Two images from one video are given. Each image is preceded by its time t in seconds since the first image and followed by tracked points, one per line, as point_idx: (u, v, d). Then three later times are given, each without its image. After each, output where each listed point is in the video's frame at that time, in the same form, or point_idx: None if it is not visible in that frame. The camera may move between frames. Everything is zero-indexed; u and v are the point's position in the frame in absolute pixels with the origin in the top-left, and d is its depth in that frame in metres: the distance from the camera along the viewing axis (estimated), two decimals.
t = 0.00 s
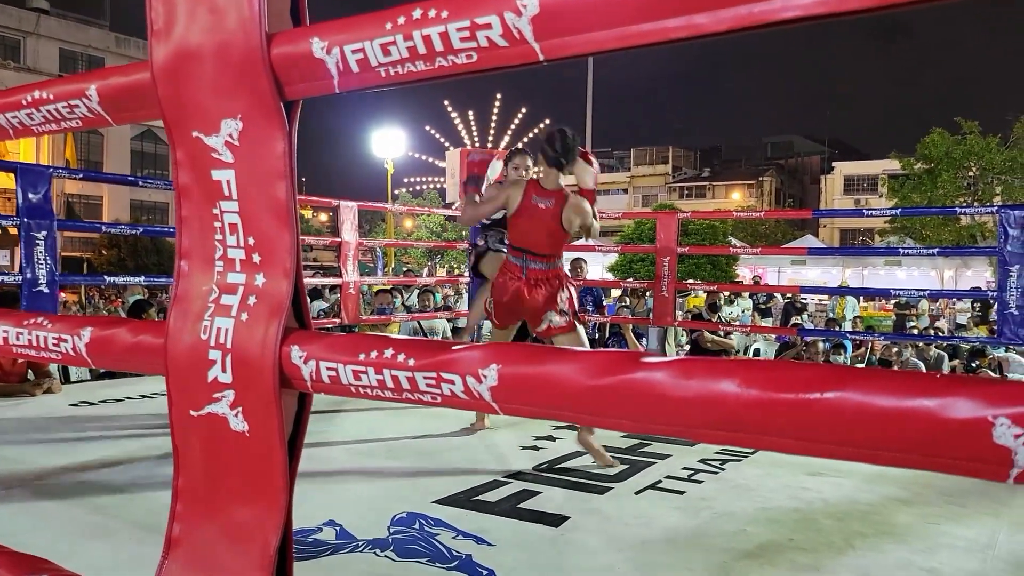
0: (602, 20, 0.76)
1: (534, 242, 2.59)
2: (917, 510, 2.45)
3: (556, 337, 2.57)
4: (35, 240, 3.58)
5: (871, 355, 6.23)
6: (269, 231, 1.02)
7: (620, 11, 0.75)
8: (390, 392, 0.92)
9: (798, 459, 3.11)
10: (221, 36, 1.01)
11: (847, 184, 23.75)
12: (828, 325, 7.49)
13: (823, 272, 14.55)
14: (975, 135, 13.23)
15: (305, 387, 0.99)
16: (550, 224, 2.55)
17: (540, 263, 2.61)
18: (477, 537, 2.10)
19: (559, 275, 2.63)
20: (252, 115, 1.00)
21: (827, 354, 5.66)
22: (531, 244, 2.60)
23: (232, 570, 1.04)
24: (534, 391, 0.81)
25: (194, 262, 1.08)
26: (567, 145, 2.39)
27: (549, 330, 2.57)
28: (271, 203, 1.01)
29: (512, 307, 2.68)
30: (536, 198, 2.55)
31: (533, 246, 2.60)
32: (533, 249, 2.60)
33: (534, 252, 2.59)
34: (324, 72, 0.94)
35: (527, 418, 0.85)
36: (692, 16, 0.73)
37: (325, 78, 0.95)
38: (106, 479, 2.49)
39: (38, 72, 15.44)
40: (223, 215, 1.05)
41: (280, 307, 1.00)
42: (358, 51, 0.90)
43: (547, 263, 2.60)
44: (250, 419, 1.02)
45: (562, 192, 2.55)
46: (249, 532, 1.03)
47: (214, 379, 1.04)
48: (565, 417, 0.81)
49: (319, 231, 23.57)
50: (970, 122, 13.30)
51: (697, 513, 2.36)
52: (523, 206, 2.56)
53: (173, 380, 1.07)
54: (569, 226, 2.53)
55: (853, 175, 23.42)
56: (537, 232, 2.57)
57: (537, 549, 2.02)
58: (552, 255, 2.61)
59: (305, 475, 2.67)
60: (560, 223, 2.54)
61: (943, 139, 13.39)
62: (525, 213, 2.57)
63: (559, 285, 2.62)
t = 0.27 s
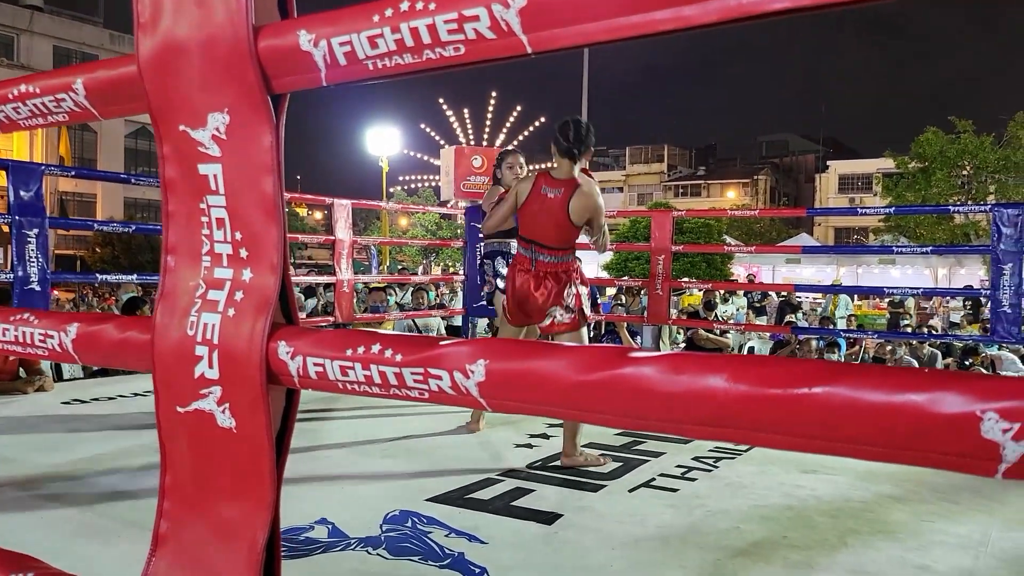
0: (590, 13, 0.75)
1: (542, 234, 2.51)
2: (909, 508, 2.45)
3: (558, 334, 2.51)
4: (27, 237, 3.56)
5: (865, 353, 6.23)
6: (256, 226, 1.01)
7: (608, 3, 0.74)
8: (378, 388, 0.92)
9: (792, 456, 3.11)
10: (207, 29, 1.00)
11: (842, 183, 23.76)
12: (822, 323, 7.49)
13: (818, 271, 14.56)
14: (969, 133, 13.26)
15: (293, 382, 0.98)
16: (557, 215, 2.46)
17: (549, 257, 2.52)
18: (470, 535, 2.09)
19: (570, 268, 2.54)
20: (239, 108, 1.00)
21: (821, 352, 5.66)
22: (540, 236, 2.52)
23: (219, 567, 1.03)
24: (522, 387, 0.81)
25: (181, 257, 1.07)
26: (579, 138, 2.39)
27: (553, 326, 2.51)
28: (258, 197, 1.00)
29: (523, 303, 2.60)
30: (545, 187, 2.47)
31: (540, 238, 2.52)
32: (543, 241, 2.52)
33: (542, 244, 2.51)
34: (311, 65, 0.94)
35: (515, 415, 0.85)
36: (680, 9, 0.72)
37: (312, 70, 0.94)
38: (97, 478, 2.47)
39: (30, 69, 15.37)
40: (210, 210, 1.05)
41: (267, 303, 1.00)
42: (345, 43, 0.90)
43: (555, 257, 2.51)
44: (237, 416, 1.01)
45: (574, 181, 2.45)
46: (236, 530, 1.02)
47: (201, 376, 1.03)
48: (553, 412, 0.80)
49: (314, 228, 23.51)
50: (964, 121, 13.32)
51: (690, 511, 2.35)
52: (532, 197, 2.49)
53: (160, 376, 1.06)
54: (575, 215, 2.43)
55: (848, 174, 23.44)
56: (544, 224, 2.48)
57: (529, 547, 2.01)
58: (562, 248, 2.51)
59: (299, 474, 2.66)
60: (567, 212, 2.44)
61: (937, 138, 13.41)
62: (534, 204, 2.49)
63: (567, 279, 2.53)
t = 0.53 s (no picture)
0: (574, 7, 0.75)
1: (532, 212, 2.58)
2: (902, 505, 2.45)
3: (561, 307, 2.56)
4: (19, 235, 3.54)
5: (861, 351, 6.23)
6: (242, 221, 1.01)
7: None
8: (363, 384, 0.92)
9: (786, 454, 3.11)
10: (193, 23, 1.00)
11: (838, 181, 23.76)
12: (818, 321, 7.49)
13: (814, 269, 14.56)
14: (964, 132, 13.26)
15: (278, 379, 0.97)
16: (545, 188, 2.56)
17: (541, 234, 2.59)
18: (462, 532, 2.09)
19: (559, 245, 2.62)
20: (225, 102, 0.99)
21: (816, 350, 5.66)
22: (530, 216, 2.58)
23: (204, 564, 1.02)
24: (506, 382, 0.81)
25: (167, 252, 1.07)
26: (536, 121, 2.56)
27: (556, 299, 2.55)
28: (244, 192, 1.00)
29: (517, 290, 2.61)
30: (523, 169, 2.58)
31: (531, 216, 2.58)
32: (533, 220, 2.58)
33: (533, 221, 2.57)
34: (296, 59, 0.94)
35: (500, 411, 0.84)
36: (665, 2, 0.71)
37: (298, 65, 0.94)
38: (90, 476, 2.47)
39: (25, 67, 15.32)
40: (196, 205, 1.04)
41: (253, 299, 0.99)
42: (329, 38, 0.89)
43: (549, 232, 2.58)
44: (223, 412, 1.01)
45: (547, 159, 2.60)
46: (222, 526, 1.02)
47: (186, 372, 1.02)
48: (537, 408, 0.80)
49: (311, 226, 23.49)
50: (959, 119, 13.32)
51: (683, 508, 2.35)
52: (513, 180, 2.59)
53: (145, 372, 1.05)
54: (564, 185, 2.56)
55: (844, 172, 23.44)
56: (535, 200, 2.56)
57: (522, 544, 2.01)
58: (552, 223, 2.60)
59: (292, 472, 2.66)
60: (554, 184, 2.56)
61: (932, 136, 13.40)
62: (516, 185, 2.59)
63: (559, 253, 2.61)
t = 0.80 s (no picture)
0: (561, 6, 0.75)
1: (502, 202, 2.83)
2: (894, 502, 2.46)
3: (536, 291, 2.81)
4: (12, 233, 3.53)
5: (854, 348, 6.23)
6: (231, 220, 1.01)
7: None
8: (352, 383, 0.91)
9: (779, 452, 3.12)
10: (181, 22, 0.99)
11: (832, 179, 23.78)
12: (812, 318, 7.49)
13: (808, 266, 14.58)
14: (958, 130, 13.28)
15: (268, 378, 0.97)
16: (512, 178, 2.80)
17: (514, 221, 2.83)
18: (455, 530, 2.09)
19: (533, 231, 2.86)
20: (214, 101, 0.99)
21: (810, 348, 5.65)
22: (501, 206, 2.83)
23: (194, 564, 1.02)
24: (495, 382, 0.80)
25: (156, 251, 1.06)
26: (508, 123, 2.83)
27: (531, 284, 2.80)
28: (233, 192, 1.00)
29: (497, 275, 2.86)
30: (491, 164, 2.85)
31: (503, 207, 2.83)
32: (505, 209, 2.83)
33: (505, 210, 2.82)
34: (285, 58, 0.93)
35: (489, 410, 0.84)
36: (653, 2, 0.71)
37: (286, 64, 0.94)
38: (83, 474, 2.46)
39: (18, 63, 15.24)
40: (185, 204, 1.04)
41: (242, 298, 0.99)
42: (319, 37, 0.89)
43: (521, 218, 2.82)
44: (212, 412, 1.00)
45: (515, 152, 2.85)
46: (212, 525, 1.01)
47: (175, 371, 1.02)
48: (525, 407, 0.80)
49: (305, 224, 23.43)
50: (953, 117, 13.34)
51: (677, 505, 2.35)
52: (483, 175, 2.85)
53: (135, 372, 1.05)
54: (528, 175, 2.80)
55: (838, 170, 23.45)
56: (503, 191, 2.81)
57: (515, 542, 2.01)
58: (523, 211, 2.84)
59: (287, 469, 2.65)
60: (520, 175, 2.80)
61: (926, 134, 13.40)
62: (486, 178, 2.85)
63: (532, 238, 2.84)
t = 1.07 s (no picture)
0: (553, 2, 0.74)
1: (501, 208, 2.84)
2: (887, 499, 2.46)
3: (523, 299, 2.84)
4: (4, 229, 3.50)
5: (848, 346, 6.24)
6: (221, 217, 1.00)
7: None
8: (343, 381, 0.91)
9: (773, 449, 3.12)
10: (171, 17, 0.99)
11: (827, 177, 23.79)
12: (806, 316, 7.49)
13: (803, 264, 14.58)
14: (952, 128, 13.28)
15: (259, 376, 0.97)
16: (514, 187, 2.81)
17: (510, 229, 2.86)
18: (449, 527, 2.09)
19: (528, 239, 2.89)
20: (204, 97, 0.98)
21: (804, 345, 5.65)
22: (500, 213, 2.85)
23: (184, 562, 1.01)
24: (485, 380, 0.80)
25: (146, 249, 1.06)
26: (517, 126, 2.78)
27: (520, 290, 2.84)
28: (224, 188, 0.99)
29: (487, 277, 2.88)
30: (495, 168, 2.83)
31: (501, 213, 2.85)
32: (503, 216, 2.85)
33: (503, 217, 2.84)
34: (275, 54, 0.93)
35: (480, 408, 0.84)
36: None
37: (276, 60, 0.93)
38: (75, 472, 2.44)
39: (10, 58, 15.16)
40: (175, 201, 1.03)
41: (232, 295, 0.98)
42: (309, 32, 0.89)
43: (517, 227, 2.85)
44: (202, 409, 1.00)
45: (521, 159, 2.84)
46: (202, 523, 1.01)
47: (165, 369, 1.01)
48: (516, 406, 0.79)
49: (300, 221, 23.37)
50: (947, 115, 13.34)
51: (671, 502, 2.35)
52: (486, 178, 2.84)
53: (124, 370, 1.04)
54: (530, 185, 2.81)
55: (833, 168, 23.46)
56: (503, 198, 2.82)
57: (509, 539, 2.01)
58: (520, 219, 2.87)
59: (280, 466, 2.64)
60: (522, 185, 2.81)
61: (921, 132, 13.41)
62: (488, 183, 2.84)
63: (527, 247, 2.87)
